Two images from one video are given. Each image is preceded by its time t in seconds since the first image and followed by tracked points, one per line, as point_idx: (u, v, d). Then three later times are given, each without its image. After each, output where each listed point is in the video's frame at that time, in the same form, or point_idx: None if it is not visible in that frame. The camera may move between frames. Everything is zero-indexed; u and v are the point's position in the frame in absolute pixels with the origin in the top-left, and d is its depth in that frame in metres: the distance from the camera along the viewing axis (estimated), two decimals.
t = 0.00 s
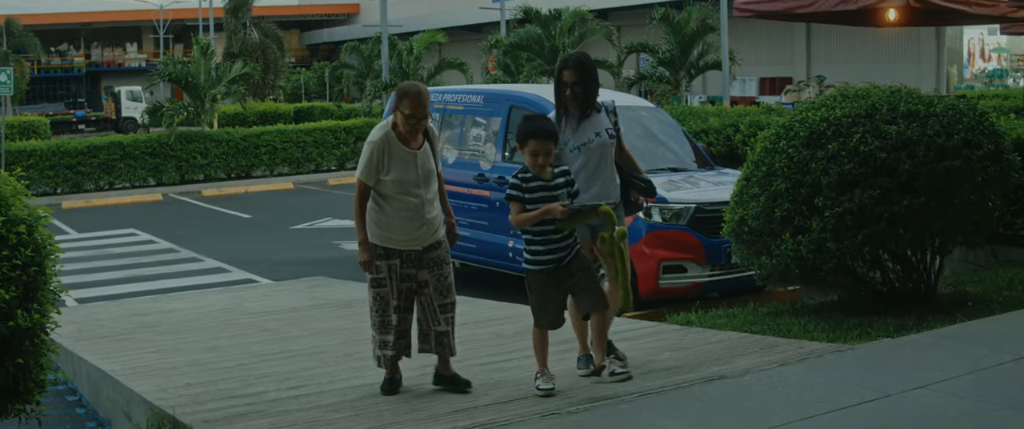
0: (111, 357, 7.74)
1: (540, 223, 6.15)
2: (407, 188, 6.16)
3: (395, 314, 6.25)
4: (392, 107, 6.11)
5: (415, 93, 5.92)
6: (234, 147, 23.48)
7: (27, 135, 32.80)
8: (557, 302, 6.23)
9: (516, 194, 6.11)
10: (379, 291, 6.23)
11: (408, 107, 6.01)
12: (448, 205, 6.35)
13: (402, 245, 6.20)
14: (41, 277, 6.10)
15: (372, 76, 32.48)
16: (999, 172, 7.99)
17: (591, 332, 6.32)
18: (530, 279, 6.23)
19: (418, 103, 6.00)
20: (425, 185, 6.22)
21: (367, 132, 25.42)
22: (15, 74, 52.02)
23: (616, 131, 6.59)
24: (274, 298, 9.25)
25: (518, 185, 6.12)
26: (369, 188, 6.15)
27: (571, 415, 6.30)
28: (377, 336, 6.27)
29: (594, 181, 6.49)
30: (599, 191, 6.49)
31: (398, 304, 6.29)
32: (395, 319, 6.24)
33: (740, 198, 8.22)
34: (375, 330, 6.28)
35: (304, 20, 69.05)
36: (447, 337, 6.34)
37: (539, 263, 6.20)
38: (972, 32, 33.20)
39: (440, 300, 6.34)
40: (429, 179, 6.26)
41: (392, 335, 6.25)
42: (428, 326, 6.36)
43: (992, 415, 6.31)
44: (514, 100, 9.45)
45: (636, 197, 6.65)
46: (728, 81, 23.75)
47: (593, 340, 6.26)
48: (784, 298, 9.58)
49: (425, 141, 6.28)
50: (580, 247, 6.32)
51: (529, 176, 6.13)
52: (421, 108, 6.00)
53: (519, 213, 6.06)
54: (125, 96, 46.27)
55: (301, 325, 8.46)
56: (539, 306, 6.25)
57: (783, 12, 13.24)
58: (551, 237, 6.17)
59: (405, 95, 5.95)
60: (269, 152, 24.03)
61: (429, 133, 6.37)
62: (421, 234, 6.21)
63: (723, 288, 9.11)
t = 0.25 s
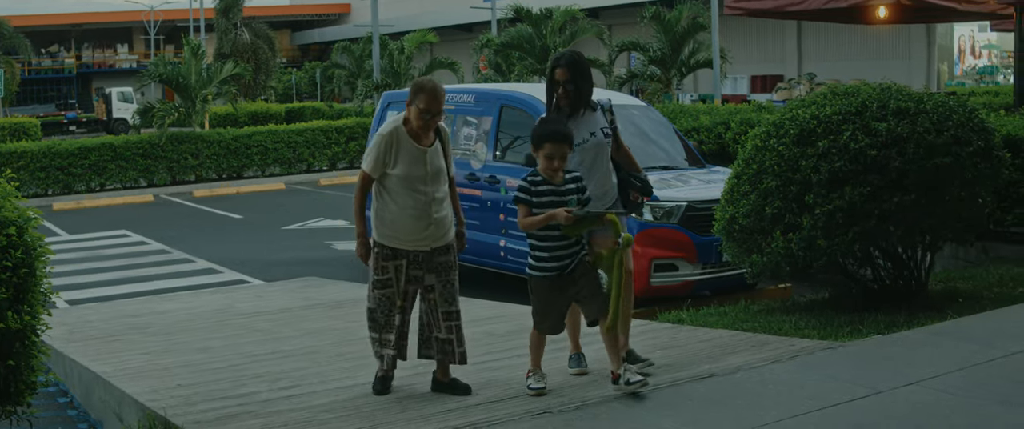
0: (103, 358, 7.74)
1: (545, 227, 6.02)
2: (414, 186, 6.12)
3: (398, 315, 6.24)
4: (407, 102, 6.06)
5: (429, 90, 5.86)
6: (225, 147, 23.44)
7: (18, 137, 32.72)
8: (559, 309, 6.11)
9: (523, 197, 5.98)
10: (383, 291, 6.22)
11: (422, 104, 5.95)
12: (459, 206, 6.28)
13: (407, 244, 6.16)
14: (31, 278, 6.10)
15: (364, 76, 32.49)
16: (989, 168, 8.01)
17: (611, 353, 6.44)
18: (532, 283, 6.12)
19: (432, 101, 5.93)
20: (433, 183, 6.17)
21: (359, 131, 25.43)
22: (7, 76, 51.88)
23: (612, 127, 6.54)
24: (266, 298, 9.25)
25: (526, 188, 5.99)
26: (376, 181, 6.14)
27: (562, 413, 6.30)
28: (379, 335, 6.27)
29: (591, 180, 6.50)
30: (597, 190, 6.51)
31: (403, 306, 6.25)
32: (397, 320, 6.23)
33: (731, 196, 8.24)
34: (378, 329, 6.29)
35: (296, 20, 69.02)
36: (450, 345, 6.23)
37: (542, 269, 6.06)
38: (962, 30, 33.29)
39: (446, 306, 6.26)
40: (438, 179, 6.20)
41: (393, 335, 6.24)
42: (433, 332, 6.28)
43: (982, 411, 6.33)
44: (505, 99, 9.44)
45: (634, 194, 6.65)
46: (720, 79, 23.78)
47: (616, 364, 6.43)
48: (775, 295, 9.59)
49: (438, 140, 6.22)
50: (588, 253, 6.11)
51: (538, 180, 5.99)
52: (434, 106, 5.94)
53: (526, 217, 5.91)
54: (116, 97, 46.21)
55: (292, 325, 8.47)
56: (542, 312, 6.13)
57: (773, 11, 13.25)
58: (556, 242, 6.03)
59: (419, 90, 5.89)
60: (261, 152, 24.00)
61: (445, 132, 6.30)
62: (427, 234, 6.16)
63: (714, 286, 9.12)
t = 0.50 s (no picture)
0: (91, 360, 7.74)
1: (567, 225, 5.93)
2: (415, 182, 5.96)
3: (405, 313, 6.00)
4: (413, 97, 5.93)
5: (438, 85, 5.73)
6: (214, 148, 23.38)
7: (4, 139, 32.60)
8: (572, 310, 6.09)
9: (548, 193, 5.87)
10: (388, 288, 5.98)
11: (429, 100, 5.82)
12: (460, 206, 6.13)
13: (406, 242, 5.98)
14: (18, 280, 6.08)
15: (352, 76, 32.44)
16: (976, 165, 8.01)
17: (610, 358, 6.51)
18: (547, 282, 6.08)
19: (439, 97, 5.80)
20: (435, 181, 6.01)
21: (348, 131, 25.40)
22: None
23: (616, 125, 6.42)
24: (255, 299, 9.25)
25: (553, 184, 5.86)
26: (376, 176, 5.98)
27: (551, 412, 6.30)
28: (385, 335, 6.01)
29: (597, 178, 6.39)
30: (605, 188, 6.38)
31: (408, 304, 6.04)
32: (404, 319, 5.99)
33: (719, 194, 8.26)
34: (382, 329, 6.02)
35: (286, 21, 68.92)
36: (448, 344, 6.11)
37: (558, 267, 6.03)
38: (949, 27, 33.35)
39: (446, 305, 6.12)
40: (440, 177, 6.05)
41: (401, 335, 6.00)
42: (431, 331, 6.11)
43: (970, 407, 6.34)
44: (493, 98, 9.43)
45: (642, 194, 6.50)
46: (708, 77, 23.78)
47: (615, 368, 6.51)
48: (764, 293, 9.60)
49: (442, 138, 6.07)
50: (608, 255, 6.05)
51: (568, 177, 5.84)
52: (441, 102, 5.80)
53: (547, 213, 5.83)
54: (104, 98, 46.11)
55: (281, 325, 8.47)
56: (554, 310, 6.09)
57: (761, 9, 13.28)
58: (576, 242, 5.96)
59: (428, 85, 5.75)
60: (250, 153, 23.95)
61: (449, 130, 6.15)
62: (426, 233, 5.99)
63: (703, 284, 9.13)
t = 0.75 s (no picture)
0: (77, 363, 7.72)
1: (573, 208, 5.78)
2: (405, 185, 5.88)
3: (399, 314, 5.89)
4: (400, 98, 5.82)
5: (423, 87, 5.63)
6: (200, 150, 23.30)
7: None
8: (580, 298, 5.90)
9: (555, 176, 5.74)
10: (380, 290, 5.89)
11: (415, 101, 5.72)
12: (452, 206, 6.05)
13: (396, 245, 5.93)
14: (2, 284, 6.06)
15: (338, 77, 32.41)
16: (961, 163, 8.03)
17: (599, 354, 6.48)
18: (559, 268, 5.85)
19: (425, 98, 5.70)
20: (426, 183, 5.93)
21: (335, 133, 25.36)
22: None
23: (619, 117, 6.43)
24: (242, 301, 9.24)
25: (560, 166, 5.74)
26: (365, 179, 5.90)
27: (538, 412, 6.30)
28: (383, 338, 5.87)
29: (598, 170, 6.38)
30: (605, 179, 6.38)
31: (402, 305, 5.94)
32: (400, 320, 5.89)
33: (705, 193, 8.27)
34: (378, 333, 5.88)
35: (274, 22, 68.82)
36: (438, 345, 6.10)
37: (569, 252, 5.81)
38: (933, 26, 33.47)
39: (435, 307, 6.10)
40: (431, 178, 5.96)
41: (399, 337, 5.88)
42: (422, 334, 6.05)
43: (954, 405, 6.36)
44: (478, 99, 9.42)
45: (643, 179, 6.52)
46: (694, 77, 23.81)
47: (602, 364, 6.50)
48: (750, 292, 9.62)
49: (432, 138, 5.97)
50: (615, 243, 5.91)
51: (576, 158, 5.72)
52: (427, 103, 5.70)
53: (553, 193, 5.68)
54: (90, 100, 45.98)
55: (267, 327, 8.46)
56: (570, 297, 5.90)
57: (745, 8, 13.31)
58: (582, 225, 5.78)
59: (413, 87, 5.66)
60: (236, 155, 23.89)
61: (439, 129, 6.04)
62: (417, 235, 5.93)
63: (689, 283, 9.14)
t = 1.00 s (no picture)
0: (64, 365, 7.70)
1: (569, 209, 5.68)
2: (394, 183, 5.79)
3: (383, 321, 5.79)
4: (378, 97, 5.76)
5: (399, 80, 5.62)
6: (187, 152, 23.24)
7: None
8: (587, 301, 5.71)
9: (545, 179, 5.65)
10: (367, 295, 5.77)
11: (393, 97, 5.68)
12: (443, 202, 5.98)
13: (391, 246, 5.82)
14: None
15: (325, 78, 32.38)
16: (947, 163, 8.04)
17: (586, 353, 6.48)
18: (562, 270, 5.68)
19: (403, 92, 5.67)
20: (415, 179, 5.86)
21: (322, 134, 25.31)
22: None
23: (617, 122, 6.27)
24: (229, 303, 9.23)
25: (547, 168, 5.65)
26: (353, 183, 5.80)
27: (525, 413, 6.29)
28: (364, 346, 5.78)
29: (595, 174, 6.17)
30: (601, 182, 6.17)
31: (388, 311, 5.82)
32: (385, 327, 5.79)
33: (691, 194, 8.30)
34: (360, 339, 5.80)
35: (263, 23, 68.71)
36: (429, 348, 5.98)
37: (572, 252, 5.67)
38: (919, 26, 33.57)
39: (428, 309, 5.97)
40: (419, 174, 5.89)
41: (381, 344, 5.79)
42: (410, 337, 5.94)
43: (940, 404, 6.38)
44: (465, 100, 9.42)
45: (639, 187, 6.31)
46: (681, 77, 23.84)
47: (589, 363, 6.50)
48: (737, 292, 9.63)
49: (414, 133, 5.92)
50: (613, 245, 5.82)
51: (563, 159, 5.64)
52: (406, 97, 5.67)
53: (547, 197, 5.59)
54: (77, 102, 45.93)
55: (254, 329, 8.45)
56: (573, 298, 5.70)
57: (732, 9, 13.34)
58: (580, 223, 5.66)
59: (389, 82, 5.64)
60: (223, 156, 23.83)
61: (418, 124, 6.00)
62: (411, 234, 5.84)
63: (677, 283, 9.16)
